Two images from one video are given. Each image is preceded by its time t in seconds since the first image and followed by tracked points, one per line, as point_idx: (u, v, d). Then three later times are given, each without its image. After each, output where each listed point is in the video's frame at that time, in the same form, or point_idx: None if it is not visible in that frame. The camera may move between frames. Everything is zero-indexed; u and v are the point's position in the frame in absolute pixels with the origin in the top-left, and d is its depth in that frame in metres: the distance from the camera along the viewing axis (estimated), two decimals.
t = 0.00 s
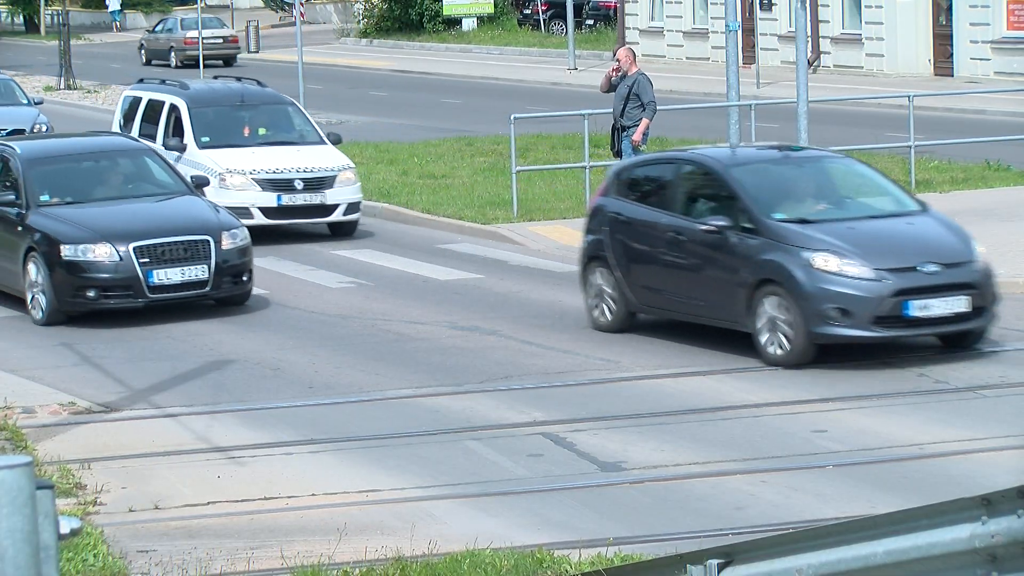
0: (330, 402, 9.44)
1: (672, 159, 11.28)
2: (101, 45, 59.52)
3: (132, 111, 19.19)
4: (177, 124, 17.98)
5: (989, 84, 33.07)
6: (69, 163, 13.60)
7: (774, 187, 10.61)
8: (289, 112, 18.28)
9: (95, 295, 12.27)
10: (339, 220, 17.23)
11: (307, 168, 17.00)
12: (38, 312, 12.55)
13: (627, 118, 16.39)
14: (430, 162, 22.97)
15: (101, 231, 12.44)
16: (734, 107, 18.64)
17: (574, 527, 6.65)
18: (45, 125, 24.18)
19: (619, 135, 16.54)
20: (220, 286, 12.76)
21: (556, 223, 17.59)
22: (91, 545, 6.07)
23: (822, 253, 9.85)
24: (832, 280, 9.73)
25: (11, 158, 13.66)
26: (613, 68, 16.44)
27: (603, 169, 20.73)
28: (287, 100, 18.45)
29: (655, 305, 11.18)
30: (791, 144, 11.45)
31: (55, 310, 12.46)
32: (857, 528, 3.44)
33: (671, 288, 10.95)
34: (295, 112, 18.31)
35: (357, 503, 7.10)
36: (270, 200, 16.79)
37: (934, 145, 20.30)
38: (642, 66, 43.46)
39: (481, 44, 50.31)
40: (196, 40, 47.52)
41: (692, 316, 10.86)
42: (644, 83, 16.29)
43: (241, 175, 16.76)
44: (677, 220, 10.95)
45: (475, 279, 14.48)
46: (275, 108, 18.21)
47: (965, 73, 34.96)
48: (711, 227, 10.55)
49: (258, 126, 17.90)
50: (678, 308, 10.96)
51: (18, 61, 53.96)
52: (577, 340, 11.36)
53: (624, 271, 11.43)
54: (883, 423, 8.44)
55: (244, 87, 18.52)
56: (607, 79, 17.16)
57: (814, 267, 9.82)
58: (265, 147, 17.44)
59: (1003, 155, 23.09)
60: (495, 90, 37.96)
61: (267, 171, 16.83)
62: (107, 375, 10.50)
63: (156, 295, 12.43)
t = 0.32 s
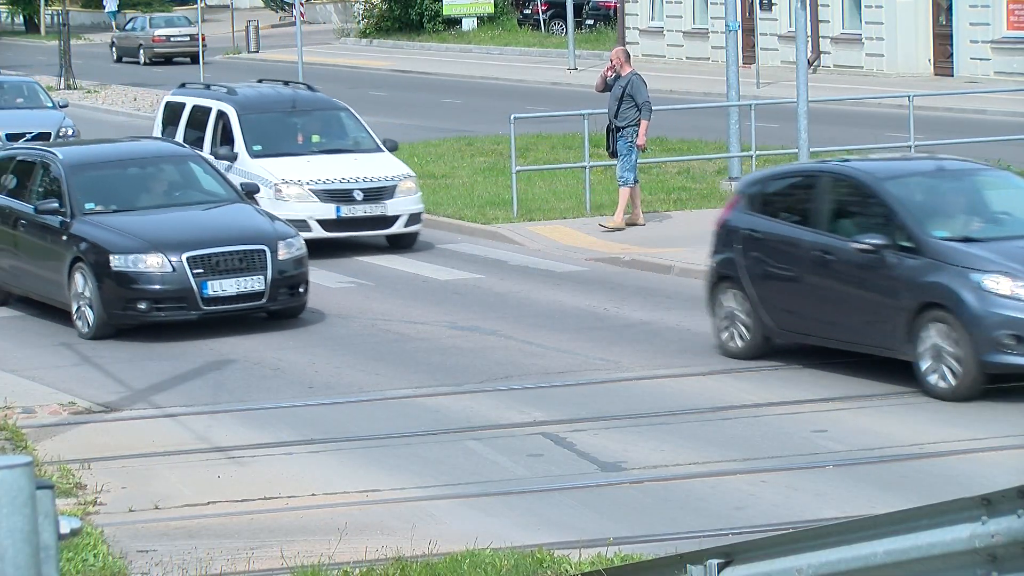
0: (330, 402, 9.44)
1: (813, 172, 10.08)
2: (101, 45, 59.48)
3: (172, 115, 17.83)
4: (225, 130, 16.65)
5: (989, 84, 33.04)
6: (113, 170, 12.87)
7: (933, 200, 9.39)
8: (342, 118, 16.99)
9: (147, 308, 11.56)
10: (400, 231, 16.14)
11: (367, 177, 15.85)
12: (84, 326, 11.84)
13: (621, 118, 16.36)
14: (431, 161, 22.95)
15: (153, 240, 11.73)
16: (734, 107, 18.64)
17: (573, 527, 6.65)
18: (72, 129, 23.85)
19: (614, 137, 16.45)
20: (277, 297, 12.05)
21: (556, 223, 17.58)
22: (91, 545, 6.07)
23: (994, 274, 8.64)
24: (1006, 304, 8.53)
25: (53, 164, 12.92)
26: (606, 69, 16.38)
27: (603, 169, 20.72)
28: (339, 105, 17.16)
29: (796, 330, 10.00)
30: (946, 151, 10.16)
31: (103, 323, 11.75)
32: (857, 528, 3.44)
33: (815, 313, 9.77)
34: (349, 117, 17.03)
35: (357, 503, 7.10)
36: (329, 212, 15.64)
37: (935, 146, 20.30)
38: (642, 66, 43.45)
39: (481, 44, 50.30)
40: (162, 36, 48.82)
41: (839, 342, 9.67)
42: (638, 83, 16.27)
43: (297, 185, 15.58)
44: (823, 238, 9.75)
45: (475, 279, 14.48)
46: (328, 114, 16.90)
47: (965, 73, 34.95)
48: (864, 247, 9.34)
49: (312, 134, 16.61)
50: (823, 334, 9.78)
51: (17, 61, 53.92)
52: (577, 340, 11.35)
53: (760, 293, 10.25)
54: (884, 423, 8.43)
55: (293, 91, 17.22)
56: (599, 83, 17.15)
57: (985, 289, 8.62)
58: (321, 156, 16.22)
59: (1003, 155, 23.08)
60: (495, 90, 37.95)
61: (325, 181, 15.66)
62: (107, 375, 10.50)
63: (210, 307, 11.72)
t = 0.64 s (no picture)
0: (329, 402, 9.44)
1: (990, 185, 8.72)
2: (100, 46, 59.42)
3: (221, 119, 16.87)
4: (280, 137, 15.66)
5: (989, 84, 33.04)
6: (160, 177, 12.21)
7: None
8: (402, 123, 16.00)
9: (203, 320, 10.90)
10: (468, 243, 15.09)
11: (434, 187, 14.83)
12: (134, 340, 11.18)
13: (612, 120, 16.36)
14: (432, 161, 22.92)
15: (208, 250, 11.07)
16: (734, 107, 18.64)
17: (573, 527, 6.65)
18: (103, 135, 22.69)
19: (605, 138, 16.44)
20: (337, 309, 11.41)
21: (556, 222, 17.58)
22: (91, 545, 6.07)
23: None
24: None
25: (99, 170, 12.29)
26: (601, 70, 16.40)
27: (603, 169, 20.73)
28: (398, 110, 16.17)
29: (974, 364, 8.68)
30: None
31: (154, 337, 11.08)
32: (857, 528, 3.44)
33: (997, 347, 8.46)
34: (409, 122, 16.02)
35: (357, 503, 7.10)
36: (395, 224, 14.59)
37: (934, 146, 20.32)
38: (642, 66, 43.47)
39: (481, 44, 50.31)
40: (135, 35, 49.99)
41: None
42: (630, 85, 16.23)
43: (362, 196, 14.55)
44: (1008, 261, 8.41)
45: (475, 280, 14.48)
46: (388, 120, 15.93)
47: (965, 73, 34.95)
48: None
49: (372, 141, 15.61)
50: (1008, 367, 8.44)
51: (17, 60, 53.94)
52: (577, 340, 11.35)
53: (932, 322, 8.93)
54: (885, 423, 8.43)
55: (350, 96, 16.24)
56: (598, 83, 17.17)
57: None
58: (383, 165, 15.22)
59: (1003, 155, 23.10)
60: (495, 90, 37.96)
61: (390, 191, 14.64)
62: (107, 375, 10.50)
63: (270, 319, 11.06)
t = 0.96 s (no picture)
0: (330, 402, 9.44)
1: None
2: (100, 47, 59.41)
3: (275, 126, 15.84)
4: (342, 145, 14.64)
5: (989, 84, 33.04)
6: (212, 186, 11.65)
7: None
8: (470, 131, 15.05)
9: (263, 334, 10.32)
10: (544, 257, 14.03)
11: (508, 199, 13.83)
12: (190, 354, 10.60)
13: (601, 121, 16.35)
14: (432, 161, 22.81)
15: (267, 261, 10.51)
16: (734, 107, 18.64)
17: (573, 528, 6.65)
18: (137, 140, 22.18)
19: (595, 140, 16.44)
20: (401, 323, 10.82)
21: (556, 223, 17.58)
22: (91, 545, 6.08)
23: None
24: None
25: (147, 177, 11.72)
26: (595, 72, 16.47)
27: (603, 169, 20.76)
28: (465, 117, 15.21)
29: None
30: None
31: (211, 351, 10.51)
32: (857, 528, 3.44)
33: None
34: (477, 130, 15.07)
35: (358, 503, 7.10)
36: (469, 237, 13.58)
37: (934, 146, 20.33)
38: (642, 66, 43.50)
39: (481, 44, 50.34)
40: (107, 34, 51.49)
41: None
42: (617, 86, 16.19)
43: (432, 208, 13.55)
44: None
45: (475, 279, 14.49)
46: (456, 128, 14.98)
47: (965, 74, 34.96)
48: None
49: (440, 150, 14.64)
50: None
51: (17, 61, 53.94)
52: (577, 340, 11.36)
53: None
54: (885, 423, 8.44)
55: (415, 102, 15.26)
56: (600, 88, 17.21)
57: None
58: (454, 175, 14.23)
59: (1003, 155, 23.12)
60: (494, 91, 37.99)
61: (463, 203, 13.64)
62: (107, 375, 10.51)
63: (333, 334, 10.49)
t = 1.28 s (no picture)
0: (331, 404, 9.44)
1: None
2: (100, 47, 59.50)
3: (336, 136, 15.08)
4: (415, 155, 13.92)
5: (989, 84, 33.04)
6: (269, 193, 11.07)
7: None
8: (545, 138, 14.29)
9: (327, 349, 9.74)
10: (633, 272, 13.14)
11: (592, 210, 13.04)
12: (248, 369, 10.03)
13: (594, 121, 16.30)
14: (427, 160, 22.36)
15: (331, 272, 9.94)
16: (734, 108, 18.64)
17: (573, 528, 6.66)
18: (173, 147, 20.80)
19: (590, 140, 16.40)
20: (470, 337, 10.21)
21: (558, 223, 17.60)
22: (91, 545, 6.08)
23: None
24: None
25: (200, 185, 11.12)
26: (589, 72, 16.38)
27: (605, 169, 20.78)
28: (541, 124, 14.43)
29: None
30: None
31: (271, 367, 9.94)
32: (858, 528, 3.44)
33: None
34: (552, 137, 14.31)
35: (359, 503, 7.11)
36: (553, 250, 12.76)
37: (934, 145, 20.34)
38: (642, 66, 43.54)
39: (481, 44, 50.40)
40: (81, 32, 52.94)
41: None
42: (609, 86, 16.11)
43: (516, 220, 12.79)
44: None
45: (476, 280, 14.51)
46: (531, 135, 14.22)
47: (965, 74, 34.95)
48: None
49: (515, 158, 13.91)
50: None
51: (17, 61, 54.09)
52: (577, 341, 11.37)
53: None
54: (884, 423, 8.45)
55: (490, 110, 14.51)
56: (593, 85, 17.15)
57: None
58: (535, 186, 13.48)
59: (1002, 155, 23.14)
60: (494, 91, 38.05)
61: (546, 215, 12.85)
62: (108, 375, 10.52)
63: (401, 349, 9.89)
